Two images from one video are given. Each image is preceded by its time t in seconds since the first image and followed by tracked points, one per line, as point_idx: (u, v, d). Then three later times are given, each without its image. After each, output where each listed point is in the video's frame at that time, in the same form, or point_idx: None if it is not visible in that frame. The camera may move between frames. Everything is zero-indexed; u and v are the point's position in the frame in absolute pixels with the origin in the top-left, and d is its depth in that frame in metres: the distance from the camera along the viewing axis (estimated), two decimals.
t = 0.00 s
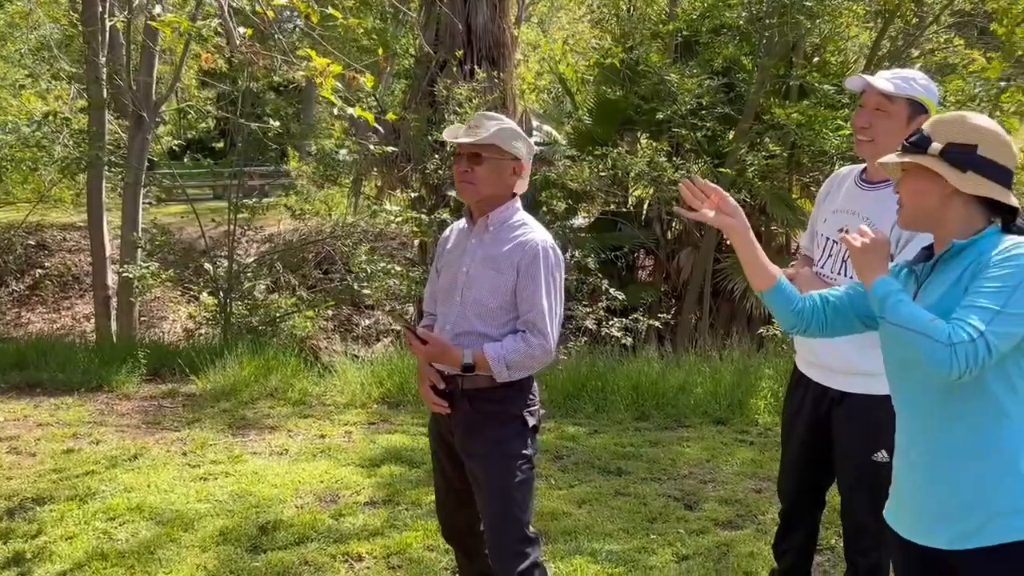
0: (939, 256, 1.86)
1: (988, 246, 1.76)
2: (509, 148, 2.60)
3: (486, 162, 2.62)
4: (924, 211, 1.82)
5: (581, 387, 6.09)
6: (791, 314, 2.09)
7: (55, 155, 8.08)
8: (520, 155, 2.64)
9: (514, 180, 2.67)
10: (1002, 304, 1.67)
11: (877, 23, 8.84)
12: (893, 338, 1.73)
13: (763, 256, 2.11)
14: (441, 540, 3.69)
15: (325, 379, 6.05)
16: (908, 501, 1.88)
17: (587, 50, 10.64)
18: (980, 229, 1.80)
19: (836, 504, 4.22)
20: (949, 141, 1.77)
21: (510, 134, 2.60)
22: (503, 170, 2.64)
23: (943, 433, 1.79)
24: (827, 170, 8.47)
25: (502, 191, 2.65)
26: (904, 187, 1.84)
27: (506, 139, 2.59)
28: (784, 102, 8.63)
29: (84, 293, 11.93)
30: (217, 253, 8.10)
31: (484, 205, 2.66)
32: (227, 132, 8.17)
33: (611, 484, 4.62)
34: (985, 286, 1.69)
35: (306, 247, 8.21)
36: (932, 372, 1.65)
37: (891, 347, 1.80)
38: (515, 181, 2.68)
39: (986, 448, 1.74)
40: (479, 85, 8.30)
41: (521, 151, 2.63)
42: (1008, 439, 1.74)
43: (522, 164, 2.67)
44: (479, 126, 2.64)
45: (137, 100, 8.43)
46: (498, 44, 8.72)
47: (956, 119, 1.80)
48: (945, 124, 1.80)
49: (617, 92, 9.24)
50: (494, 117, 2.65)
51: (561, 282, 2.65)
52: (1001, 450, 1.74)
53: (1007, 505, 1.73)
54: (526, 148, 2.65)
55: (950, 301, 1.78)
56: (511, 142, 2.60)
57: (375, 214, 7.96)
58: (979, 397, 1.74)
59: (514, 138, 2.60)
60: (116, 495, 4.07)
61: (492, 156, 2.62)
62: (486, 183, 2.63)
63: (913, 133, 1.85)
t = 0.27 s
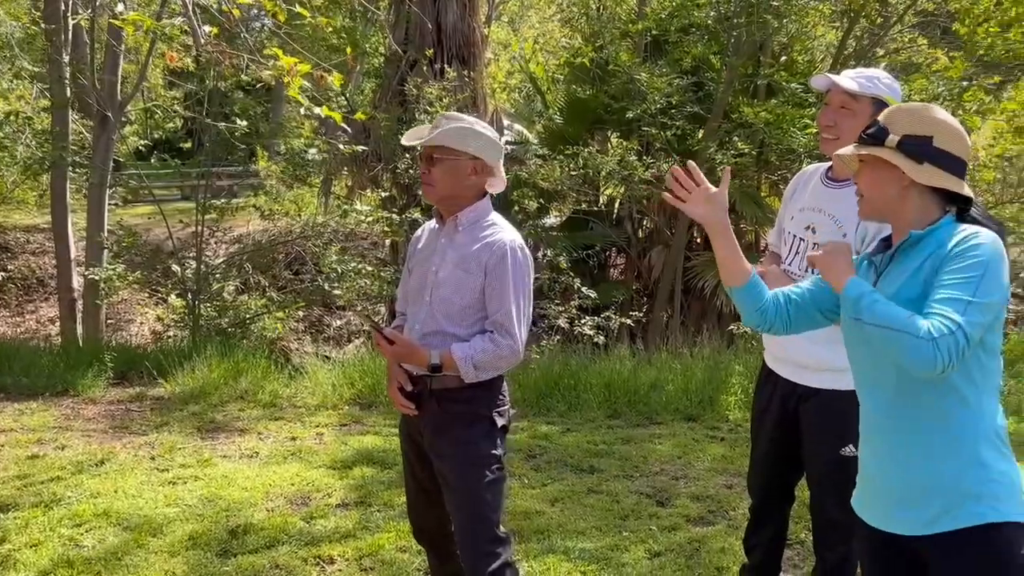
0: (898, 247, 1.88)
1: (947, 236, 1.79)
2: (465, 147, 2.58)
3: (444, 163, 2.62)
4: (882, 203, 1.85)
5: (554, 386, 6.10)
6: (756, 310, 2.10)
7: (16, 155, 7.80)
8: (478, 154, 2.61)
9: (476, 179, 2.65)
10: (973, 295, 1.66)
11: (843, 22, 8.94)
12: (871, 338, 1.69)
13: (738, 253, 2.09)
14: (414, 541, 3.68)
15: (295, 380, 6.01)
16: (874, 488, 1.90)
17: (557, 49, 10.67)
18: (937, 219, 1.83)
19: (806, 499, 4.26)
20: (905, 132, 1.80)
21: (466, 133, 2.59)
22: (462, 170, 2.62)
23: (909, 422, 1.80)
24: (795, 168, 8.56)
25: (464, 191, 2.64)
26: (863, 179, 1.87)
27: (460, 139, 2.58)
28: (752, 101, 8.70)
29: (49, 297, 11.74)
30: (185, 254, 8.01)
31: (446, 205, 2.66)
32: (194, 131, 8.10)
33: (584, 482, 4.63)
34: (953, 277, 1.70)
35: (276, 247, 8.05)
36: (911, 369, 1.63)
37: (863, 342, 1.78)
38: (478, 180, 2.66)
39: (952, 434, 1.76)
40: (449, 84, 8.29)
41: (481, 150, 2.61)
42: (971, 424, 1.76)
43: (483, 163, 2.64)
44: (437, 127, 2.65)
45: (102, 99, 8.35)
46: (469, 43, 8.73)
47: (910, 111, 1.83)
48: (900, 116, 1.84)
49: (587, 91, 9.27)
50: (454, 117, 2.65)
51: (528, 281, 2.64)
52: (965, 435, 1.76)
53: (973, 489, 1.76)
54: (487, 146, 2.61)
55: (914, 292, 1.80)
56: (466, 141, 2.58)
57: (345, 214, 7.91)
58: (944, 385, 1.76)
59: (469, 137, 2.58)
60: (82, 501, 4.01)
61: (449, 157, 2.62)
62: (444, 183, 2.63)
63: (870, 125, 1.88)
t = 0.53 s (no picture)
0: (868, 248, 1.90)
1: (916, 237, 1.81)
2: (435, 147, 2.58)
3: (415, 163, 2.62)
4: (853, 204, 1.86)
5: (527, 385, 6.10)
6: (739, 306, 2.12)
7: None
8: (449, 154, 2.60)
9: (447, 179, 2.64)
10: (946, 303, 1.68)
11: (811, 22, 9.02)
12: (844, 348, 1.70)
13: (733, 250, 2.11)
14: (388, 543, 3.66)
15: (267, 383, 5.96)
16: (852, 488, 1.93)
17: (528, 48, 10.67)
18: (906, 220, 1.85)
19: (777, 494, 4.30)
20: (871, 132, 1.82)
21: (436, 133, 2.58)
22: (433, 170, 2.62)
23: (884, 425, 1.83)
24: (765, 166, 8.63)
25: (436, 191, 2.63)
26: (832, 180, 1.88)
27: (431, 138, 2.57)
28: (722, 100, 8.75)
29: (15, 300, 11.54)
30: (153, 256, 7.91)
31: (418, 206, 2.65)
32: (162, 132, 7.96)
33: (557, 481, 4.64)
34: (924, 284, 1.71)
35: (246, 249, 7.98)
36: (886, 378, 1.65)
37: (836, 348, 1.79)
38: (450, 180, 2.65)
39: (924, 436, 1.80)
40: (421, 83, 8.27)
41: (451, 150, 2.60)
42: (942, 426, 1.79)
43: (455, 163, 2.63)
44: (408, 127, 2.65)
45: (68, 99, 8.22)
46: (440, 43, 8.72)
47: (876, 110, 1.85)
48: (865, 115, 1.85)
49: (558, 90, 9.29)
50: (425, 117, 2.65)
51: (500, 281, 2.63)
52: (938, 437, 1.79)
53: (947, 491, 1.78)
54: (458, 145, 2.61)
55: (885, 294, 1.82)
56: (436, 140, 2.57)
57: (315, 214, 7.85)
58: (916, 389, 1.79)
59: (439, 136, 2.58)
60: (49, 507, 3.95)
61: (420, 156, 2.61)
62: (415, 183, 2.62)
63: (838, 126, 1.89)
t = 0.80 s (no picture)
0: (863, 252, 1.91)
1: (914, 243, 1.81)
2: (407, 147, 2.57)
3: (387, 163, 2.61)
4: (844, 204, 1.88)
5: (503, 385, 6.10)
6: (727, 291, 2.16)
7: None
8: (422, 154, 2.59)
9: (421, 179, 2.63)
10: (953, 315, 1.68)
11: (782, 21, 9.10)
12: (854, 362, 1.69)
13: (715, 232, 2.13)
14: (364, 544, 3.65)
15: (240, 385, 5.92)
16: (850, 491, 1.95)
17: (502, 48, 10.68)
18: (899, 223, 1.87)
19: (751, 491, 4.33)
20: (861, 132, 1.85)
21: (409, 132, 2.57)
22: (407, 170, 2.61)
23: (885, 431, 1.84)
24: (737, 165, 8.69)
25: (409, 191, 2.62)
26: (822, 180, 1.90)
27: (403, 138, 2.56)
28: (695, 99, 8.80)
29: None
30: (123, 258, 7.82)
31: (391, 206, 2.64)
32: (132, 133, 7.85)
33: (533, 480, 4.64)
34: (929, 294, 1.71)
35: (218, 250, 7.87)
36: (898, 394, 1.65)
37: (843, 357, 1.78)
38: (424, 180, 2.64)
39: (924, 443, 1.81)
40: (394, 83, 8.25)
41: (424, 149, 2.59)
42: (941, 432, 1.81)
43: (428, 163, 2.62)
44: (380, 127, 2.64)
45: (34, 99, 8.06)
46: (413, 42, 8.68)
47: (865, 109, 1.87)
48: (854, 115, 1.88)
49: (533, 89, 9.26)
50: (397, 117, 2.64)
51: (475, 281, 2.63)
52: (937, 443, 1.81)
53: (947, 496, 1.81)
54: (432, 145, 2.60)
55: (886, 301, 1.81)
56: (408, 140, 2.56)
57: (288, 215, 7.80)
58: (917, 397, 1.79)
59: (412, 136, 2.57)
60: (18, 514, 3.89)
61: (392, 156, 2.60)
62: (388, 183, 2.61)
63: (828, 126, 1.93)
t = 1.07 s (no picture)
0: (860, 259, 1.93)
1: (918, 250, 1.83)
2: (382, 146, 2.56)
3: (362, 162, 2.60)
4: (837, 209, 1.92)
5: (481, 384, 6.09)
6: (710, 296, 2.15)
7: None
8: (398, 152, 2.58)
9: (397, 178, 2.62)
10: (972, 325, 1.70)
11: (756, 20, 9.15)
12: (882, 381, 1.68)
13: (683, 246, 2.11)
14: (342, 546, 3.63)
15: (216, 387, 5.87)
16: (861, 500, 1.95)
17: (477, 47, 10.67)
18: (893, 227, 1.90)
19: (728, 487, 4.36)
20: (850, 136, 1.87)
21: (385, 131, 2.56)
22: (382, 170, 2.60)
23: (900, 440, 1.85)
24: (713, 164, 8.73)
25: (385, 190, 2.61)
26: (813, 185, 1.94)
27: (378, 137, 2.55)
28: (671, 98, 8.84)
29: None
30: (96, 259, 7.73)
31: (367, 205, 2.63)
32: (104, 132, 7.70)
33: (511, 479, 4.64)
34: (944, 304, 1.73)
35: (192, 251, 7.81)
36: (929, 409, 1.65)
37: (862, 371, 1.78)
38: (399, 179, 2.63)
39: (939, 450, 1.83)
40: (370, 82, 8.22)
41: (400, 148, 2.58)
42: (953, 438, 1.83)
43: (404, 162, 2.61)
44: (355, 126, 2.63)
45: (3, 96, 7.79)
46: (388, 40, 8.65)
47: (851, 111, 1.90)
48: (840, 120, 1.91)
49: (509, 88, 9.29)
50: (373, 115, 2.63)
51: (452, 281, 2.62)
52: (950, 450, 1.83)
53: (962, 502, 1.83)
54: (408, 143, 2.59)
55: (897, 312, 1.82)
56: (383, 139, 2.56)
57: (263, 215, 7.76)
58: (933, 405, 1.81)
59: (387, 135, 2.56)
60: None
61: (367, 155, 2.59)
62: (363, 182, 2.60)
63: (816, 130, 1.95)
